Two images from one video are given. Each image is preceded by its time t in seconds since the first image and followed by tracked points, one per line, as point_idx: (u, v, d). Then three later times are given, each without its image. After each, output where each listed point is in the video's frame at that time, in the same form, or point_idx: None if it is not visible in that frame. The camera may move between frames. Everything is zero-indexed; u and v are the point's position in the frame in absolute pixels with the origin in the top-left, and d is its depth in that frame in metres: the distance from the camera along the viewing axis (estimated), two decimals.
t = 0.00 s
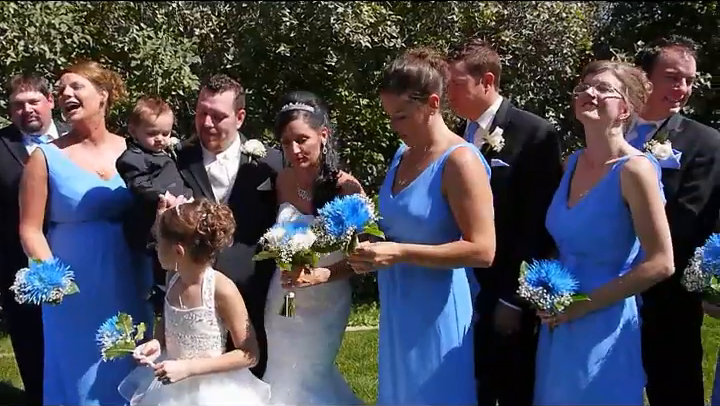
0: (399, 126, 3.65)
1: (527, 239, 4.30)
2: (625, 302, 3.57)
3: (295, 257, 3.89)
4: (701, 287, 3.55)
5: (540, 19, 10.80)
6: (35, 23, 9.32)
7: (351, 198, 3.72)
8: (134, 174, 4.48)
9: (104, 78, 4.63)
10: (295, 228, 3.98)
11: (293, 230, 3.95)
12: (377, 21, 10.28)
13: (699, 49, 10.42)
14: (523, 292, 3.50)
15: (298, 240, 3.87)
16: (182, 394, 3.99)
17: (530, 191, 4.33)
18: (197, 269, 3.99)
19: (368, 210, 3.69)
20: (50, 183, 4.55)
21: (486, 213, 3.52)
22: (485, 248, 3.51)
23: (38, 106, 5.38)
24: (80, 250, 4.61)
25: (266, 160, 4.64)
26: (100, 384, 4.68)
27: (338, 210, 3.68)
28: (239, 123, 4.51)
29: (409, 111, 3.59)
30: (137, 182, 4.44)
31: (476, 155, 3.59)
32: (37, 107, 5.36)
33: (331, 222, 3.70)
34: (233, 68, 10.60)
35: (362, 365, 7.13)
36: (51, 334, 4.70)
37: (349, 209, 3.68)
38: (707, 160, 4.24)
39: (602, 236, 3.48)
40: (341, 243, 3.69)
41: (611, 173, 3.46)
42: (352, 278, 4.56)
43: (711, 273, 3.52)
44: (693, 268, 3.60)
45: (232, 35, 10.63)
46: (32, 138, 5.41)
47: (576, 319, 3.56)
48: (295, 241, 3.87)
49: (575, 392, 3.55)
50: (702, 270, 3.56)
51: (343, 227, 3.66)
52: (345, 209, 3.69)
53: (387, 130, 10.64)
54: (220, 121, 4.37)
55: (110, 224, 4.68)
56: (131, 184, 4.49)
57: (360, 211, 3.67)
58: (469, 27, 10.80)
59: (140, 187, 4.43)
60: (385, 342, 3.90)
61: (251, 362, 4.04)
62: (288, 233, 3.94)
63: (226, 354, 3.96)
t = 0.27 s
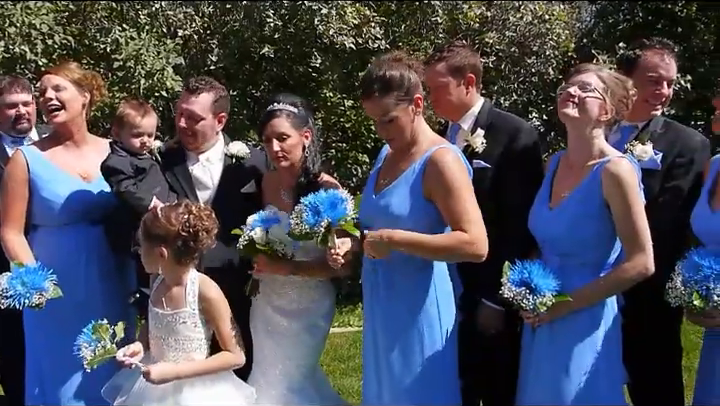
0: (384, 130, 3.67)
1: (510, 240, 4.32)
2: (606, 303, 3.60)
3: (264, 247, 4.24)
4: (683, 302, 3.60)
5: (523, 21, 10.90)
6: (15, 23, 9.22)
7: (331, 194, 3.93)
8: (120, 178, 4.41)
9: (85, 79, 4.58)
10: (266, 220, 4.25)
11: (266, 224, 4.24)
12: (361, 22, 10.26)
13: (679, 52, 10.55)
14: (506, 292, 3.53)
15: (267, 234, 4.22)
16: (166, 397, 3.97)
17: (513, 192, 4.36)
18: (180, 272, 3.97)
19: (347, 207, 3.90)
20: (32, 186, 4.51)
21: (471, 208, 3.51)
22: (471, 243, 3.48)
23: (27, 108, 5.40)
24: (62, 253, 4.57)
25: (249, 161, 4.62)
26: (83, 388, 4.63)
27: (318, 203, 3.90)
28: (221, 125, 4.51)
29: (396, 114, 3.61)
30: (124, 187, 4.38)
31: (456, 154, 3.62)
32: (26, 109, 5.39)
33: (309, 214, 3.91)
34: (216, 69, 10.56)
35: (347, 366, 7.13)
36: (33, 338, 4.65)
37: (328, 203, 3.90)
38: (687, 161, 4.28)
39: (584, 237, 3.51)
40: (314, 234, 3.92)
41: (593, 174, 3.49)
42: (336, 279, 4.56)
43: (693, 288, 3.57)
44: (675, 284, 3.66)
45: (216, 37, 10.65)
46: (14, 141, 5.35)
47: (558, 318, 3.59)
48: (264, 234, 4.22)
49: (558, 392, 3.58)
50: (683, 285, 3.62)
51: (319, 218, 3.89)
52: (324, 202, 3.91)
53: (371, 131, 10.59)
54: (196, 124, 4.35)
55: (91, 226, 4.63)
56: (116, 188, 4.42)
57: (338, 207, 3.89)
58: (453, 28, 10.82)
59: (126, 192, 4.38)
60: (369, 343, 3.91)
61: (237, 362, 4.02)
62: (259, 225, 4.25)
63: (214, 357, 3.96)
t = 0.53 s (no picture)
0: (366, 136, 3.69)
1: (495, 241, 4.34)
2: (588, 302, 3.64)
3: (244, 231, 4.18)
4: (673, 311, 3.59)
5: (505, 23, 10.99)
6: None
7: (308, 194, 4.02)
8: (101, 184, 4.41)
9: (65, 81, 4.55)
10: (246, 206, 4.23)
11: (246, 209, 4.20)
12: (344, 23, 10.25)
13: (660, 54, 10.67)
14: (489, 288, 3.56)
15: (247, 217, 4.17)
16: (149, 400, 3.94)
17: (495, 193, 4.39)
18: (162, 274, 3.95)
19: (324, 207, 3.99)
20: (11, 189, 4.45)
21: (457, 203, 3.53)
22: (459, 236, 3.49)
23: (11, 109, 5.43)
24: (43, 257, 4.52)
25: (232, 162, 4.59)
26: (65, 392, 4.60)
27: (295, 203, 3.99)
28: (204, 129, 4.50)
29: (376, 120, 3.63)
30: (105, 193, 4.37)
31: (434, 153, 3.65)
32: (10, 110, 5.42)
33: (286, 214, 4.01)
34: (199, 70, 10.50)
35: (332, 368, 7.13)
36: (13, 343, 4.60)
37: (305, 204, 3.99)
38: (668, 162, 4.33)
39: (567, 236, 3.55)
40: (293, 234, 4.02)
41: (578, 174, 3.52)
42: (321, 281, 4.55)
43: (684, 298, 3.56)
44: (665, 291, 3.65)
45: (198, 38, 10.64)
46: None
47: (540, 318, 3.63)
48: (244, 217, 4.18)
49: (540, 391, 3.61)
50: (673, 294, 3.61)
51: (296, 219, 3.99)
52: (301, 203, 4.00)
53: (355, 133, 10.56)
54: (179, 127, 4.33)
55: (73, 229, 4.60)
56: (97, 195, 4.42)
57: (315, 207, 3.98)
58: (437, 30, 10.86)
59: (107, 197, 4.37)
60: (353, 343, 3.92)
61: (221, 363, 3.98)
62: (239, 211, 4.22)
63: (197, 359, 3.92)
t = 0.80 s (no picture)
0: (345, 141, 3.71)
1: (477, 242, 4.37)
2: (571, 303, 3.68)
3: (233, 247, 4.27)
4: (649, 307, 3.66)
5: (488, 25, 10.99)
6: None
7: (301, 195, 3.97)
8: (79, 185, 4.37)
9: (46, 82, 4.51)
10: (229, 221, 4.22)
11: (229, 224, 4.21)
12: (328, 25, 10.25)
13: (639, 57, 10.81)
14: (474, 290, 3.61)
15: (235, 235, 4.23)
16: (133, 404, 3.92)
17: (479, 195, 4.42)
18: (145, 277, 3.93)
19: (316, 209, 3.95)
20: None
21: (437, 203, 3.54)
22: (440, 240, 3.50)
23: None
24: (23, 260, 4.48)
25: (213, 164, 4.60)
26: (45, 396, 4.53)
27: (287, 204, 3.95)
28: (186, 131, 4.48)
29: (350, 125, 3.65)
30: (83, 195, 4.34)
31: (414, 154, 3.67)
32: None
33: (278, 214, 3.97)
34: (183, 72, 10.38)
35: (317, 370, 7.13)
36: None
37: (297, 204, 3.95)
38: (647, 164, 4.38)
39: (552, 237, 3.59)
40: (284, 234, 3.98)
41: (562, 176, 3.56)
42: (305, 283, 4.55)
43: (659, 294, 3.61)
44: (641, 289, 3.70)
45: (181, 40, 10.57)
46: None
47: (524, 318, 3.66)
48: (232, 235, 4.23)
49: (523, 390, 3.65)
50: (648, 291, 3.65)
51: (288, 219, 3.94)
52: (293, 203, 3.95)
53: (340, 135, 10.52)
54: (160, 128, 4.30)
55: (53, 232, 4.56)
56: (76, 196, 4.38)
57: (307, 208, 3.94)
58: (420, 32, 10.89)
59: (86, 199, 4.33)
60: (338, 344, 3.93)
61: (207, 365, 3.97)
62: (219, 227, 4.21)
63: (182, 359, 3.90)
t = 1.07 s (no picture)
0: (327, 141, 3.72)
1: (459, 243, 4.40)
2: (553, 303, 3.71)
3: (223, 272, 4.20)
4: (642, 284, 3.62)
5: (472, 27, 11.04)
6: None
7: (271, 200, 4.00)
8: (59, 187, 4.36)
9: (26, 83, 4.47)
10: (213, 248, 4.16)
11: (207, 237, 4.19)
12: (312, 26, 10.18)
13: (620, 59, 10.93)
14: (458, 292, 3.62)
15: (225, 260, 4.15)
16: None
17: (462, 195, 4.44)
18: (128, 279, 3.90)
19: (286, 214, 3.98)
20: None
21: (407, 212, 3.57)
22: (398, 249, 3.53)
23: None
24: (3, 262, 4.44)
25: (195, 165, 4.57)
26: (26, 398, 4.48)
27: (257, 209, 3.97)
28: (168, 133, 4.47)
29: (330, 126, 3.66)
30: (62, 196, 4.32)
31: (397, 154, 3.70)
32: None
33: (248, 220, 4.00)
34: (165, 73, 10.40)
35: (301, 371, 7.12)
36: None
37: (266, 210, 3.98)
38: (627, 164, 4.44)
39: (534, 238, 3.62)
40: (254, 240, 4.01)
41: (546, 178, 3.59)
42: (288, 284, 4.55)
43: (655, 272, 3.57)
44: (637, 264, 3.63)
45: (164, 40, 10.56)
46: None
47: (508, 319, 3.69)
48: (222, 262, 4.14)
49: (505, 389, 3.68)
50: (645, 266, 3.59)
51: (258, 225, 3.98)
52: (263, 209, 3.98)
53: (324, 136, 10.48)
54: (139, 130, 4.29)
55: (34, 234, 4.52)
56: (55, 198, 4.37)
57: (277, 213, 3.98)
58: (404, 34, 10.91)
59: (66, 200, 4.30)
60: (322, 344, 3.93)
61: (187, 371, 3.94)
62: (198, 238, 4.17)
63: (165, 362, 3.88)
